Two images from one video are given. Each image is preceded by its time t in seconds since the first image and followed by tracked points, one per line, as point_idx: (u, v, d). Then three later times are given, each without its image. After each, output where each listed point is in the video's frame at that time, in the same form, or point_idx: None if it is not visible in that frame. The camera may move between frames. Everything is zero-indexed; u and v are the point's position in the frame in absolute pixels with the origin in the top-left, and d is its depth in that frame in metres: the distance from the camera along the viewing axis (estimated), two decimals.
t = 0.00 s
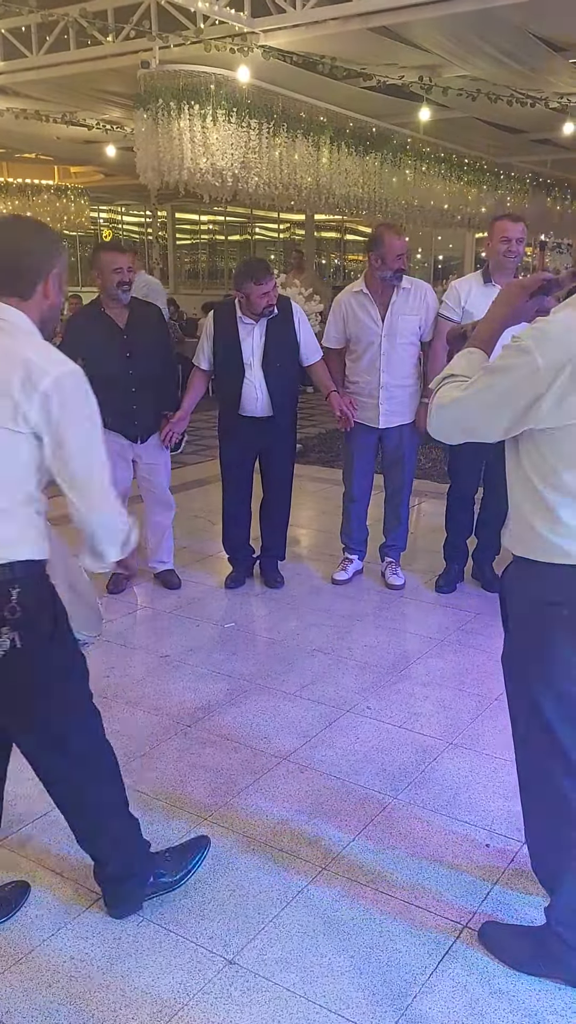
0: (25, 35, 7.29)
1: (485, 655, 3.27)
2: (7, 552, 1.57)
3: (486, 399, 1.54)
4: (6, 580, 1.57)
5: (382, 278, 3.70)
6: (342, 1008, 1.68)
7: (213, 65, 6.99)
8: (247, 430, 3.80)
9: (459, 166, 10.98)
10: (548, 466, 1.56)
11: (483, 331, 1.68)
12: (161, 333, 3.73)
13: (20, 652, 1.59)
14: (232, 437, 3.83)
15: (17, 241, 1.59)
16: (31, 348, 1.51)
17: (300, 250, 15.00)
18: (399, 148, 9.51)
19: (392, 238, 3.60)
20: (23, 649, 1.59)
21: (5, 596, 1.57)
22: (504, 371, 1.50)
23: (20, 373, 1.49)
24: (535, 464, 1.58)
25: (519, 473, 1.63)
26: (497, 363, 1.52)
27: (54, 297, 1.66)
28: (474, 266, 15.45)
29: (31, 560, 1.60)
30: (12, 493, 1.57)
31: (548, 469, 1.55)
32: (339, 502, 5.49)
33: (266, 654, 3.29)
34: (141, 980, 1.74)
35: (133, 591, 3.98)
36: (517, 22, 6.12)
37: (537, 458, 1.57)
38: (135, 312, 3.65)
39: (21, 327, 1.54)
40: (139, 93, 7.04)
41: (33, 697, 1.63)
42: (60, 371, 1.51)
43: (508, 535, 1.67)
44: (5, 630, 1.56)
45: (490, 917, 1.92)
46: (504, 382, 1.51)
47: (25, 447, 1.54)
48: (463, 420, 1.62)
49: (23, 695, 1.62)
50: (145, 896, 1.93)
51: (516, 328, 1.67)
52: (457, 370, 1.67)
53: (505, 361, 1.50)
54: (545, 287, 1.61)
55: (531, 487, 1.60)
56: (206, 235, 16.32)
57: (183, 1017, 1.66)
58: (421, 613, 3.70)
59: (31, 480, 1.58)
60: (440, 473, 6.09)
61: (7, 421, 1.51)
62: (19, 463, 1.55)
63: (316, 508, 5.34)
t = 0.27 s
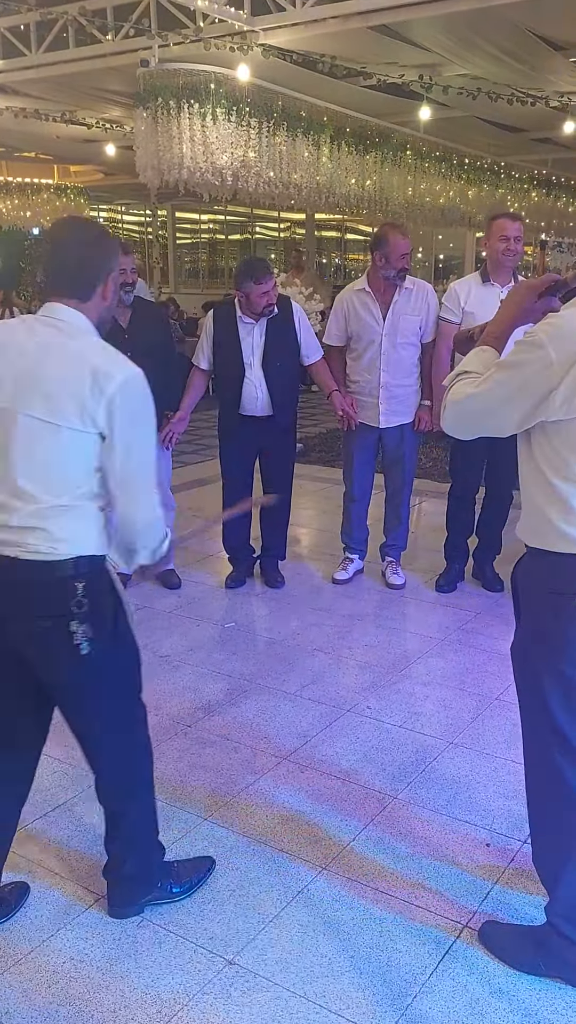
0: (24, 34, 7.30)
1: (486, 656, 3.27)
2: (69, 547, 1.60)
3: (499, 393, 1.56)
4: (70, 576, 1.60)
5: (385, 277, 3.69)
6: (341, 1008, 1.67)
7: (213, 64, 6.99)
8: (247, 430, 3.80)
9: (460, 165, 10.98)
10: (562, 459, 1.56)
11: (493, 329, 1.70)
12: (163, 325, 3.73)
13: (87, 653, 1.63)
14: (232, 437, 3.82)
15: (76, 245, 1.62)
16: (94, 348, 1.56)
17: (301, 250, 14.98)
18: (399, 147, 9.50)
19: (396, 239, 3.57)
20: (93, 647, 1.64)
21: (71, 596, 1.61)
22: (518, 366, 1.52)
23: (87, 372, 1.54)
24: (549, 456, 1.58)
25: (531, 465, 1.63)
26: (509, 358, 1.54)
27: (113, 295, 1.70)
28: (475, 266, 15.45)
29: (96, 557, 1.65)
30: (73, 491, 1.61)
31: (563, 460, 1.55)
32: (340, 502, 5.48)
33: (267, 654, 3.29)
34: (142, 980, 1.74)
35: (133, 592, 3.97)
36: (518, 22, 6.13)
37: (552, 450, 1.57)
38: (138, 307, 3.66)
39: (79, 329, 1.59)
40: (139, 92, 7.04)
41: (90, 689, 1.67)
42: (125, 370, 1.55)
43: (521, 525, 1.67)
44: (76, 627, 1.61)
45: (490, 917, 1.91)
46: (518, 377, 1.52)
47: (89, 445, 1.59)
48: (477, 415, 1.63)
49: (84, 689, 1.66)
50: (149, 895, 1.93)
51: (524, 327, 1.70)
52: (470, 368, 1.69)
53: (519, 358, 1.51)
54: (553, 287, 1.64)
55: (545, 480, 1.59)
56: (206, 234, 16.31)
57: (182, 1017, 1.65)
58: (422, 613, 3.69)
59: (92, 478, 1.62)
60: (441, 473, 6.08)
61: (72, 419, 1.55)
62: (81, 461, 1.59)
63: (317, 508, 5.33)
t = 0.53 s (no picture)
0: (20, 32, 7.28)
1: (483, 655, 3.26)
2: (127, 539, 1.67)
3: (514, 390, 1.57)
4: (128, 567, 1.67)
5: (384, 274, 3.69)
6: (338, 1007, 1.67)
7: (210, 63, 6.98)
8: (244, 429, 3.79)
9: (457, 165, 10.98)
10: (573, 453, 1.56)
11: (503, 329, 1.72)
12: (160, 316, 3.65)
13: (151, 644, 1.72)
14: (229, 436, 3.81)
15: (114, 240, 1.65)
16: (142, 344, 1.61)
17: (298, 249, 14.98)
18: (396, 146, 9.50)
19: (393, 232, 3.60)
20: (154, 638, 1.72)
21: (134, 589, 1.68)
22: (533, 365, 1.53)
23: (139, 368, 1.59)
24: (562, 450, 1.58)
25: (543, 460, 1.64)
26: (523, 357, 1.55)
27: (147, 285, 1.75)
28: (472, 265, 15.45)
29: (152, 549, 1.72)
30: (128, 485, 1.67)
31: None
32: (337, 501, 5.47)
33: (264, 654, 3.28)
34: (139, 980, 1.74)
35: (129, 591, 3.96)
36: (516, 22, 6.14)
37: (565, 444, 1.57)
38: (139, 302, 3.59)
39: (123, 325, 1.64)
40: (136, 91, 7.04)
41: (144, 682, 1.74)
42: (175, 363, 1.61)
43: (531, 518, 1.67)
44: (142, 619, 1.70)
45: (488, 917, 1.91)
46: (531, 374, 1.54)
47: (142, 439, 1.65)
48: (489, 412, 1.64)
49: (139, 684, 1.73)
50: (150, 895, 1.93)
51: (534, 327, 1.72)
52: (483, 367, 1.70)
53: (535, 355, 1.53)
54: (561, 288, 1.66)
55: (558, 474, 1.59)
56: (203, 233, 16.29)
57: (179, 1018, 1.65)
58: (419, 613, 3.68)
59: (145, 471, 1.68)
60: (439, 473, 6.07)
61: (128, 415, 1.61)
62: (136, 456, 1.65)
63: (315, 508, 5.32)
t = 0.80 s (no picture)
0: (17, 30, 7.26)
1: (481, 655, 3.26)
2: (156, 534, 1.73)
3: (525, 386, 1.62)
4: (157, 561, 1.74)
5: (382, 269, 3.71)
6: (335, 1006, 1.67)
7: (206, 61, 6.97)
8: (240, 429, 3.78)
9: (453, 164, 10.98)
10: None
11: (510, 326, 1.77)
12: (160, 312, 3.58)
13: (177, 639, 1.78)
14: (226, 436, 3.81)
15: (131, 238, 1.69)
16: (166, 342, 1.67)
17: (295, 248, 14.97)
18: (393, 145, 9.49)
19: (392, 229, 3.61)
20: (180, 632, 1.78)
21: (161, 584, 1.74)
22: (546, 363, 1.58)
23: (166, 368, 1.65)
24: (571, 447, 1.63)
25: (554, 458, 1.69)
26: (538, 357, 1.60)
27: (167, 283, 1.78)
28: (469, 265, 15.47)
29: (176, 545, 1.78)
30: (155, 481, 1.73)
31: None
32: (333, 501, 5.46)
33: (261, 654, 3.27)
34: (135, 980, 1.74)
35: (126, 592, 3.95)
36: (514, 22, 6.16)
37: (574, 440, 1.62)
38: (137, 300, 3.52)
39: (145, 324, 1.69)
40: (133, 89, 7.04)
41: (167, 679, 1.79)
42: (198, 361, 1.67)
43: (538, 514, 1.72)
44: (168, 615, 1.76)
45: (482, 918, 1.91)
46: (542, 370, 1.59)
47: (168, 436, 1.71)
48: (500, 408, 1.69)
49: (161, 680, 1.78)
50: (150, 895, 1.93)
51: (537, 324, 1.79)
52: (491, 363, 1.74)
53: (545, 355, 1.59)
54: (566, 286, 1.74)
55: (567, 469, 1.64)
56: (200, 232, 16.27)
57: (176, 1017, 1.65)
58: (417, 612, 3.68)
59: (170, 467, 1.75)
60: (437, 472, 6.07)
61: (156, 414, 1.67)
62: (163, 453, 1.71)
63: (311, 507, 5.31)
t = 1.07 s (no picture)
0: (13, 29, 7.24)
1: (478, 655, 3.26)
2: (162, 537, 1.74)
3: (526, 383, 1.66)
4: (163, 564, 1.75)
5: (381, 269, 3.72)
6: (332, 1004, 1.68)
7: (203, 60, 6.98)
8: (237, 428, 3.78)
9: (450, 163, 10.99)
10: None
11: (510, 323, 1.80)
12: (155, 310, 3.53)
13: (182, 641, 1.80)
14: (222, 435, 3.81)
15: (144, 244, 1.72)
16: (179, 348, 1.67)
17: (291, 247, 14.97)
18: (389, 144, 9.49)
19: (392, 228, 3.61)
20: (186, 635, 1.81)
21: (168, 586, 1.76)
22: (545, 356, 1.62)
23: (176, 374, 1.65)
24: (566, 445, 1.69)
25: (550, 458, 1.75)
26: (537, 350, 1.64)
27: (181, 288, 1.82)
28: (465, 264, 15.48)
29: (183, 547, 1.80)
30: (163, 485, 1.73)
31: None
32: (330, 500, 5.46)
33: (258, 653, 3.27)
34: (133, 978, 1.74)
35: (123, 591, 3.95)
36: (511, 22, 6.18)
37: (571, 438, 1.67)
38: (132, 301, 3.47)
39: (158, 328, 1.69)
40: (129, 88, 7.03)
41: (173, 677, 1.81)
42: (211, 369, 1.68)
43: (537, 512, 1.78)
44: (174, 616, 1.78)
45: (478, 917, 1.91)
46: (538, 369, 1.64)
47: (177, 441, 1.71)
48: (499, 405, 1.73)
49: (167, 679, 1.80)
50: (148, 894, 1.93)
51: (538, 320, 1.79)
52: (492, 361, 1.79)
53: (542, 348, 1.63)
54: (563, 283, 1.73)
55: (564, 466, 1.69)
56: (196, 231, 16.27)
57: (173, 1016, 1.65)
58: (414, 612, 3.68)
59: (179, 471, 1.75)
60: (434, 472, 6.06)
61: (166, 419, 1.67)
62: (171, 458, 1.71)
63: (308, 507, 5.31)
